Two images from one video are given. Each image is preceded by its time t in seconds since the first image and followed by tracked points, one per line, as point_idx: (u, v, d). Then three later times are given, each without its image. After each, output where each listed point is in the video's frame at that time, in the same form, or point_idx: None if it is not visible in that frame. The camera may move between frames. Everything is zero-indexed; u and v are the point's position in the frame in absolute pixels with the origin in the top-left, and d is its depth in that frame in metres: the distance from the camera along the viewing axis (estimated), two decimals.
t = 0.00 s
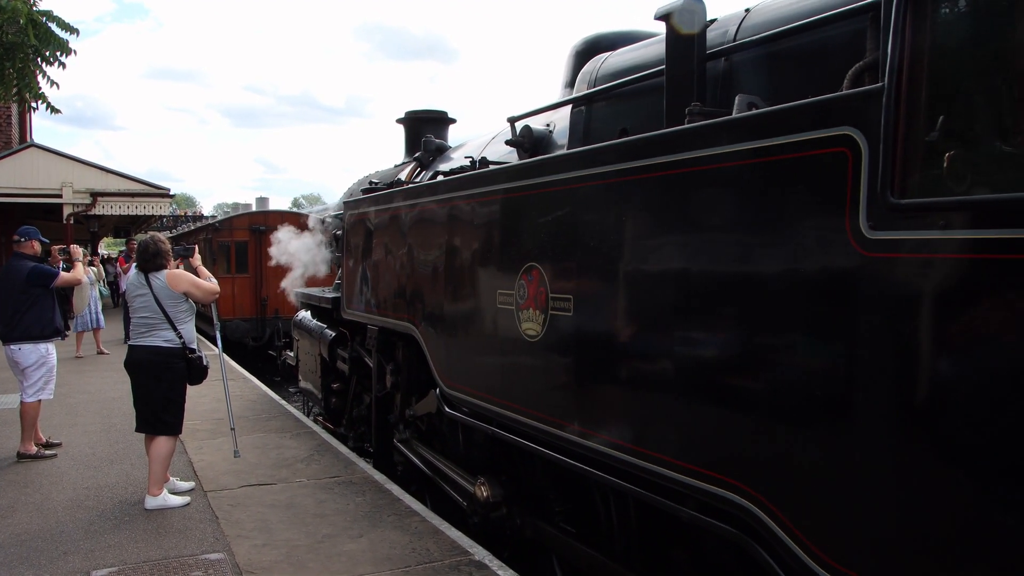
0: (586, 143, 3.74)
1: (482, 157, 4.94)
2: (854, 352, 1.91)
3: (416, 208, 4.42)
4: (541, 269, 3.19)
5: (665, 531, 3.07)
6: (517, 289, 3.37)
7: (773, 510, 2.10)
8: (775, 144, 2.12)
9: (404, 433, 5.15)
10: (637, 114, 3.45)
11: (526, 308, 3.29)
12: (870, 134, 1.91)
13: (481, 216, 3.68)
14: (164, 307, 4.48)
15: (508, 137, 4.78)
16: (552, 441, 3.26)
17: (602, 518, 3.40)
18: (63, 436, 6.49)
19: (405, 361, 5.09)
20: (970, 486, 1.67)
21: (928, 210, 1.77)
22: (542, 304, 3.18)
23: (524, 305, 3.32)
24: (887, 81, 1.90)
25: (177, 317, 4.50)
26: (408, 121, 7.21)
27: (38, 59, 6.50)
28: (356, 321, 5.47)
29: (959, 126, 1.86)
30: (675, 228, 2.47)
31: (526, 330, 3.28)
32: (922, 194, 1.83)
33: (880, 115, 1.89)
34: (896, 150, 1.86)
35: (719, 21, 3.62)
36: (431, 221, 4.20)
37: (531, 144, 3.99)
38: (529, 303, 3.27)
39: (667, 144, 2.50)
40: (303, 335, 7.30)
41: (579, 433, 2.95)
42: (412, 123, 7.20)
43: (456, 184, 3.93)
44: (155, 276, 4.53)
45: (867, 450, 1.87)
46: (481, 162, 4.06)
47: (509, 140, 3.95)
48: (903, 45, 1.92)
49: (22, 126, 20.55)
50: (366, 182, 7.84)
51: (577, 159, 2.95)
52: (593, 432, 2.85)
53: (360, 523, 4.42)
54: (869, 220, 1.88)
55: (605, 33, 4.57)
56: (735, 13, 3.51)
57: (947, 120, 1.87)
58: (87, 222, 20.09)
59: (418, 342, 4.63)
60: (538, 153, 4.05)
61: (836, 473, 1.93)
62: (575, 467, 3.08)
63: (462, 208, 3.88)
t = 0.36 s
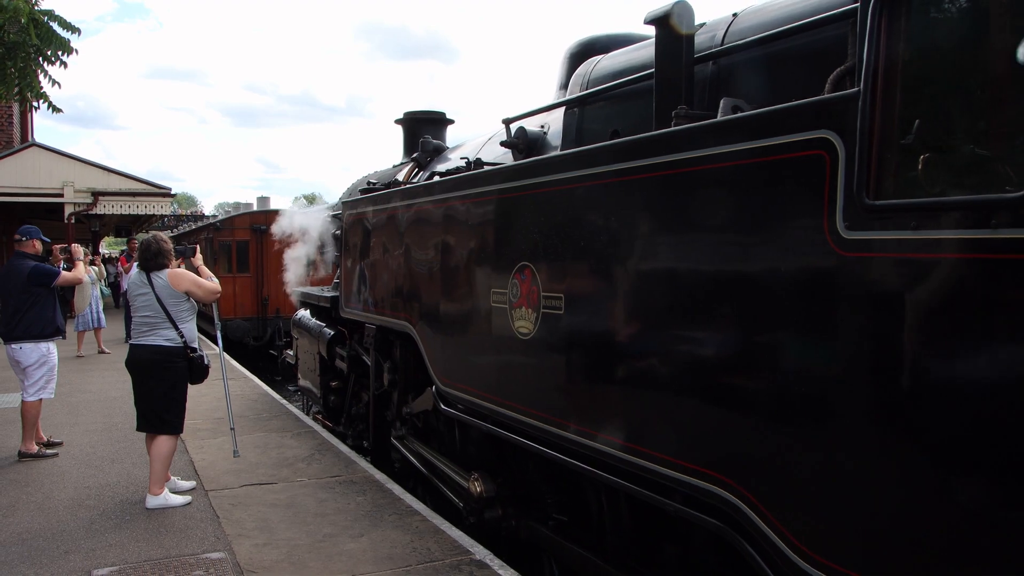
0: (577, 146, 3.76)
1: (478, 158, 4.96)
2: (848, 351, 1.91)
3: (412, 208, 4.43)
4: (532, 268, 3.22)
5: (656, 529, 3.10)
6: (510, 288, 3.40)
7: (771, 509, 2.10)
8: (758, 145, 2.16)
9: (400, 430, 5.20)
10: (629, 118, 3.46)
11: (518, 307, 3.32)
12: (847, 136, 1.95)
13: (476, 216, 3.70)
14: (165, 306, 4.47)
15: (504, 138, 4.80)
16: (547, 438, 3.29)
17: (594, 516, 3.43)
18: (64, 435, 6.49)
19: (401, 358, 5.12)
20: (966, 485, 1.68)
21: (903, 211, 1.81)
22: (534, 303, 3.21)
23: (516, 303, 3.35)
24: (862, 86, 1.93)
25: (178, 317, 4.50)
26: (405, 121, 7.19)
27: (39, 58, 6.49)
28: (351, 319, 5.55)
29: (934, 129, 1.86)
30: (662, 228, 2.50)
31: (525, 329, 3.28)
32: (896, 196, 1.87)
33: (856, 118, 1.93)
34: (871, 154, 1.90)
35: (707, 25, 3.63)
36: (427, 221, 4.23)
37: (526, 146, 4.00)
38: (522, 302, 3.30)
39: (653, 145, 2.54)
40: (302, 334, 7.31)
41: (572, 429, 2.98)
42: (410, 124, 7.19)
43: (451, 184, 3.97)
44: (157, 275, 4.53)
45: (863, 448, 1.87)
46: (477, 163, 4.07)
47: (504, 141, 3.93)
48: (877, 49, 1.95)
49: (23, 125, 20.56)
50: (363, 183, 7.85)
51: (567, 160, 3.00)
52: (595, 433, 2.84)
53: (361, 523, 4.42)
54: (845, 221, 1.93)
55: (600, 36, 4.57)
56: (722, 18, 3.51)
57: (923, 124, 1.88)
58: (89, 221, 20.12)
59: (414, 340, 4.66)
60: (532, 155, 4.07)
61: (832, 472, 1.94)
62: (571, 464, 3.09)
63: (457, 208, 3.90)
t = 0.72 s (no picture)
0: (568, 148, 3.78)
1: (473, 159, 4.98)
2: (840, 351, 1.93)
3: (408, 208, 4.46)
4: (524, 268, 3.32)
5: (648, 526, 3.13)
6: (503, 288, 3.50)
7: (767, 508, 2.11)
8: (740, 147, 2.22)
9: (396, 427, 5.23)
10: (617, 119, 3.50)
11: (510, 306, 3.42)
12: (823, 138, 2.02)
13: (470, 216, 3.79)
14: (165, 306, 4.48)
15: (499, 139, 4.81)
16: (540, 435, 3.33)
17: (585, 514, 3.47)
18: (64, 435, 6.49)
19: (397, 357, 5.13)
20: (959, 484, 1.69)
21: (877, 212, 1.87)
22: (526, 302, 3.30)
23: (508, 302, 3.44)
24: (838, 90, 1.99)
25: (178, 317, 4.50)
26: (401, 122, 7.22)
27: (39, 58, 6.49)
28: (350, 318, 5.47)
29: (908, 131, 1.91)
30: (651, 229, 2.56)
31: (523, 329, 3.29)
32: (873, 196, 1.93)
33: (832, 121, 1.99)
34: (846, 155, 1.97)
35: (694, 29, 3.67)
36: (423, 222, 4.27)
37: (519, 148, 4.02)
38: (514, 300, 3.39)
39: (639, 147, 2.61)
40: (299, 333, 7.32)
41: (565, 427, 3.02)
42: (406, 125, 7.19)
43: (446, 184, 4.02)
44: (157, 274, 4.53)
45: (855, 447, 1.89)
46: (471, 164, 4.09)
47: (497, 142, 3.97)
48: (852, 53, 2.00)
49: (22, 125, 20.56)
50: (360, 183, 7.86)
51: (558, 163, 3.08)
52: (596, 433, 2.83)
53: (361, 522, 4.43)
54: (822, 222, 1.99)
55: (592, 38, 4.59)
56: (709, 22, 3.57)
57: (899, 126, 1.93)
58: (88, 221, 20.13)
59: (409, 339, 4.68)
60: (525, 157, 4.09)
61: (827, 471, 1.95)
62: (571, 465, 3.08)
63: (451, 208, 3.99)
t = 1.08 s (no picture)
0: (562, 148, 3.79)
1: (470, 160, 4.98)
2: (832, 350, 1.93)
3: (406, 208, 4.46)
4: (517, 266, 3.35)
5: (640, 521, 3.15)
6: (497, 287, 3.52)
7: (764, 506, 2.11)
8: (728, 149, 2.24)
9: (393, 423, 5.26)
10: (610, 119, 3.51)
11: (504, 304, 3.44)
12: (805, 140, 2.06)
13: (464, 216, 3.80)
14: (167, 306, 4.47)
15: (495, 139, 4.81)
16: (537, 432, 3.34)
17: (581, 509, 3.48)
18: (65, 434, 6.49)
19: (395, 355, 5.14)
20: (952, 480, 1.69)
21: (855, 211, 1.90)
22: (519, 300, 3.33)
23: (502, 300, 3.46)
24: (819, 93, 2.03)
25: (179, 316, 4.50)
26: (399, 122, 7.22)
27: (40, 58, 6.48)
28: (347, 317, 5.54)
29: (887, 132, 1.94)
30: (642, 229, 2.58)
31: (521, 328, 3.29)
32: (852, 195, 1.97)
33: (813, 123, 2.03)
34: (827, 156, 2.00)
35: (684, 32, 3.67)
36: (420, 221, 4.27)
37: (514, 149, 4.02)
38: (508, 299, 3.42)
39: (629, 148, 2.65)
40: (298, 332, 7.32)
41: (561, 423, 3.04)
42: (404, 125, 7.20)
43: (441, 184, 4.03)
44: (158, 274, 4.54)
45: (847, 445, 1.89)
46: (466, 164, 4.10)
47: (492, 143, 3.99)
48: (832, 57, 2.04)
49: (23, 125, 20.56)
50: (358, 183, 7.86)
51: (548, 163, 3.12)
52: (596, 431, 2.82)
53: (362, 521, 4.43)
54: (803, 220, 2.03)
55: (586, 40, 4.58)
56: (699, 25, 3.57)
57: (878, 128, 1.96)
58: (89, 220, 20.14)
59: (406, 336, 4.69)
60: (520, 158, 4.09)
61: (826, 471, 1.94)
62: (572, 463, 3.06)
63: (447, 208, 3.99)
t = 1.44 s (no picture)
0: (556, 150, 3.79)
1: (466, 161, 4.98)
2: (823, 350, 1.94)
3: (403, 209, 4.46)
4: (511, 266, 3.36)
5: (632, 516, 3.15)
6: (491, 285, 3.53)
7: (758, 507, 2.10)
8: (713, 152, 2.27)
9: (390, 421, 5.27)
10: (603, 120, 3.52)
11: (499, 303, 3.45)
12: (787, 144, 2.09)
13: (461, 216, 3.80)
14: (168, 305, 4.47)
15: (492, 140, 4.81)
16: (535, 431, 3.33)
17: (574, 507, 3.48)
18: (66, 433, 6.49)
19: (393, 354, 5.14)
20: (942, 481, 1.69)
21: (836, 212, 1.94)
22: (513, 298, 3.35)
23: (497, 299, 3.47)
24: (801, 97, 2.05)
25: (180, 315, 4.50)
26: (398, 123, 7.21)
27: (41, 58, 6.48)
28: (346, 316, 5.52)
29: (868, 135, 1.95)
30: (631, 231, 2.61)
31: (518, 327, 3.29)
32: (833, 197, 1.99)
33: (794, 127, 2.07)
34: (808, 159, 2.03)
35: (674, 37, 3.67)
36: (416, 222, 4.27)
37: (509, 150, 4.02)
38: (502, 298, 3.43)
39: (618, 151, 2.68)
40: (297, 331, 7.33)
41: (554, 419, 3.05)
42: (404, 126, 7.20)
43: (438, 185, 4.03)
44: (159, 273, 4.54)
45: (843, 445, 1.88)
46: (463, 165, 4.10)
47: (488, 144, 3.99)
48: (812, 65, 2.07)
49: (25, 124, 20.57)
50: (357, 183, 7.86)
51: (540, 165, 3.15)
52: (597, 430, 2.79)
53: (363, 520, 4.43)
54: (786, 221, 2.06)
55: (581, 42, 4.57)
56: (689, 28, 3.57)
57: (860, 131, 1.97)
58: (90, 220, 20.16)
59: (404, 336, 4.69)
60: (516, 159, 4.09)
61: (823, 473, 1.93)
62: (572, 463, 3.03)
63: (442, 208, 4.00)
